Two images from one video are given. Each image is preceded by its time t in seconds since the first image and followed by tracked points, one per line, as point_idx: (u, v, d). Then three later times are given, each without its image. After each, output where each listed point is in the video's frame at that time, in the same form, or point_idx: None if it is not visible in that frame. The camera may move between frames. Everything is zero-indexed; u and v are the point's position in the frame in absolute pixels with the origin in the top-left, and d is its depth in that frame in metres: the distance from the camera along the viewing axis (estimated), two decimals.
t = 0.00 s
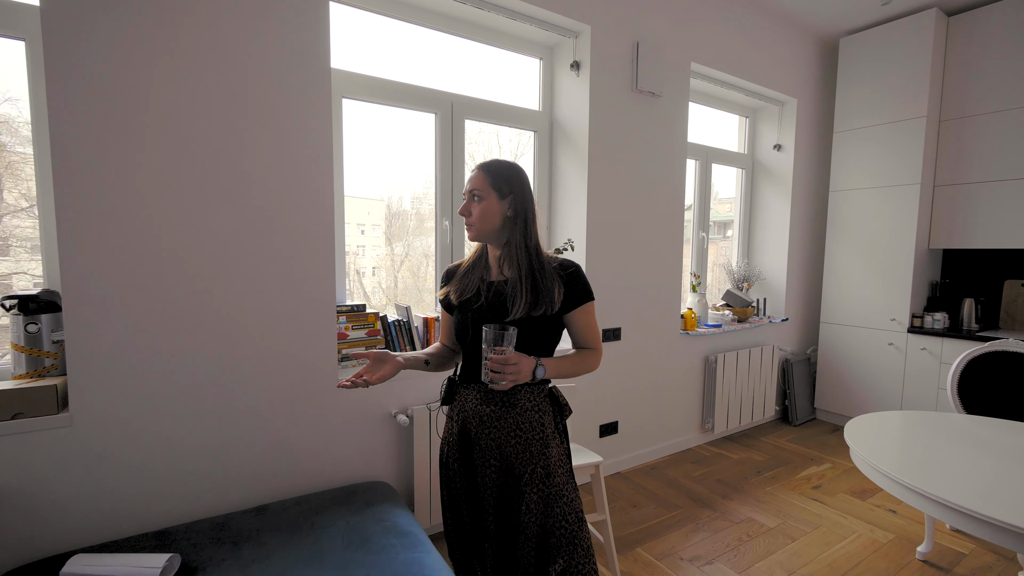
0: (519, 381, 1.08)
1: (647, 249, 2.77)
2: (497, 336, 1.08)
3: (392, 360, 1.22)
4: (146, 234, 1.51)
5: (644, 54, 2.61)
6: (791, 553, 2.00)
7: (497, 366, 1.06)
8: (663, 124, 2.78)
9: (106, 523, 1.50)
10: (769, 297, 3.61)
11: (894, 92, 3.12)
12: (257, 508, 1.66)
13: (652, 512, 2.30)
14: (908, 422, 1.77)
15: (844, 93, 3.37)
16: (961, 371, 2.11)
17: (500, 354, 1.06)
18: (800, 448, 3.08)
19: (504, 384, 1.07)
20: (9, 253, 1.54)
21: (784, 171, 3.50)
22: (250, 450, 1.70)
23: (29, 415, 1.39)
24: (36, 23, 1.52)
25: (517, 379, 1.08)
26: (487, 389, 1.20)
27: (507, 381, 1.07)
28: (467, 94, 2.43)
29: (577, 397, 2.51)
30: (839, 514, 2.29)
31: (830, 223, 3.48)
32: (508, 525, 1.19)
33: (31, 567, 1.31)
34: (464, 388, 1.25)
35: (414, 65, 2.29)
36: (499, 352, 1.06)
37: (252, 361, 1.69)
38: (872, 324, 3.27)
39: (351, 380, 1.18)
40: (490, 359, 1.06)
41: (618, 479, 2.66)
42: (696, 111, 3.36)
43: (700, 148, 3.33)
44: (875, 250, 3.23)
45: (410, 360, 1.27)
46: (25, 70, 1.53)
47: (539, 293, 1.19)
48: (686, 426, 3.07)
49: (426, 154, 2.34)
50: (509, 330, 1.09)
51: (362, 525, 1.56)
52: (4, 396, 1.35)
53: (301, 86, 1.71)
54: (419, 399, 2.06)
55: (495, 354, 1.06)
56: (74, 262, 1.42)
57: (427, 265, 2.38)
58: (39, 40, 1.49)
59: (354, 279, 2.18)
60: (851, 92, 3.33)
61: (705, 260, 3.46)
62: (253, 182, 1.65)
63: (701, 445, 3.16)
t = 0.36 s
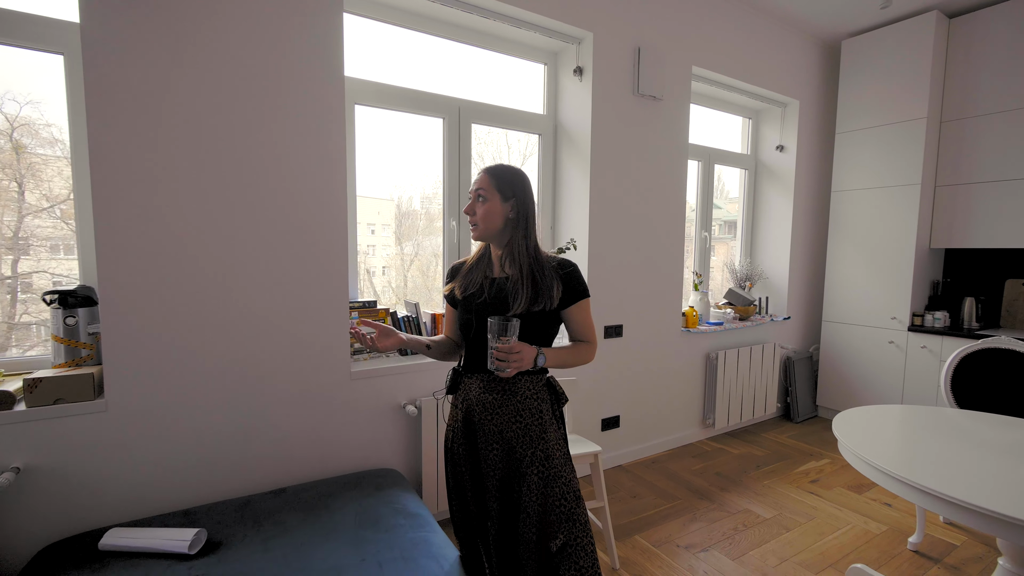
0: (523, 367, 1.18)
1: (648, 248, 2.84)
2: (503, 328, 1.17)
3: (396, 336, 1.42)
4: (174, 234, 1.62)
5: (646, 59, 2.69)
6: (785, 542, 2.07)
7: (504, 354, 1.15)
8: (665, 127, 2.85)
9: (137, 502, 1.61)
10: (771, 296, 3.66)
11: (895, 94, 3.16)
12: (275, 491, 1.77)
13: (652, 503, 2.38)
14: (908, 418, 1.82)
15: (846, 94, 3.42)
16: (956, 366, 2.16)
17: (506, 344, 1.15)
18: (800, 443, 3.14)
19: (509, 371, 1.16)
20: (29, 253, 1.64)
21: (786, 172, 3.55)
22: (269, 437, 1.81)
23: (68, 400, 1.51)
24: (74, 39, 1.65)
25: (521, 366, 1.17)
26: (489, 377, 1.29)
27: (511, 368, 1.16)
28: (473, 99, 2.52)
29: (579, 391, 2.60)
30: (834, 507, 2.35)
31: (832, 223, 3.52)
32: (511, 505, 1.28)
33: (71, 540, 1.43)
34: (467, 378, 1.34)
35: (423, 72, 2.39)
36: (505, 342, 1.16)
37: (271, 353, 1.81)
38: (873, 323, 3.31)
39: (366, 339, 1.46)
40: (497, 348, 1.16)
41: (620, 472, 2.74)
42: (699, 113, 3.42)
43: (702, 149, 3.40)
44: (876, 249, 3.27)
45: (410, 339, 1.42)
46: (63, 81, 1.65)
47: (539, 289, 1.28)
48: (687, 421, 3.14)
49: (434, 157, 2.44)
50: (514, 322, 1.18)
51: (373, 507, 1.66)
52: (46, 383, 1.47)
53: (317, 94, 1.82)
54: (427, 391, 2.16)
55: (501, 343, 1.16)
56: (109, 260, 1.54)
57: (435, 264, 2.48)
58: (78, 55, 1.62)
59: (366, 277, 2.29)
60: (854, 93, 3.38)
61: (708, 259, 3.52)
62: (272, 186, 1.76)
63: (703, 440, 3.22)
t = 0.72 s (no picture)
0: (531, 353, 1.27)
1: (652, 244, 2.90)
2: (512, 317, 1.24)
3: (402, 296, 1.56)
4: (197, 231, 1.72)
5: (649, 59, 2.74)
6: (783, 531, 2.12)
7: (515, 340, 1.23)
8: (669, 125, 2.90)
9: (163, 483, 1.72)
10: (776, 292, 3.69)
11: (901, 91, 3.17)
12: (291, 475, 1.87)
13: (654, 493, 2.44)
14: (910, 413, 1.83)
15: (852, 91, 3.43)
16: (955, 359, 2.17)
17: (517, 331, 1.23)
18: (803, 437, 3.18)
19: (519, 356, 1.25)
20: (51, 250, 1.74)
21: (792, 168, 3.57)
22: (285, 424, 1.91)
23: (101, 387, 1.62)
24: (103, 47, 1.75)
25: (529, 352, 1.26)
26: (493, 366, 1.37)
27: (521, 354, 1.25)
28: (480, 100, 2.59)
29: (583, 383, 2.67)
30: (834, 498, 2.40)
31: (837, 220, 3.54)
32: (514, 487, 1.35)
33: (105, 516, 1.54)
34: (472, 367, 1.41)
35: (432, 73, 2.47)
36: (515, 329, 1.24)
37: (287, 344, 1.90)
38: (877, 319, 3.33)
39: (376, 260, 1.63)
40: (509, 335, 1.23)
41: (623, 463, 2.81)
42: (704, 110, 3.46)
43: (707, 146, 3.43)
44: (881, 245, 3.29)
45: (440, 313, 1.47)
46: (92, 87, 1.76)
47: (540, 282, 1.36)
48: (691, 415, 3.19)
49: (442, 156, 2.52)
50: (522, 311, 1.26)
51: (384, 490, 1.75)
52: (82, 369, 1.58)
53: (330, 98, 1.91)
54: (436, 382, 2.25)
55: (512, 330, 1.24)
56: (137, 255, 1.64)
57: (444, 259, 2.56)
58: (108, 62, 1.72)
59: (377, 273, 2.38)
60: (859, 90, 3.39)
61: (713, 255, 3.56)
62: (288, 185, 1.86)
63: (706, 434, 3.27)
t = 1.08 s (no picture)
0: (538, 348, 1.34)
1: (652, 243, 2.96)
2: (519, 314, 1.31)
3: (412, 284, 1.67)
4: (214, 232, 1.81)
5: (650, 62, 2.80)
6: (777, 522, 2.19)
7: (524, 335, 1.30)
8: (669, 126, 2.95)
9: (182, 472, 1.81)
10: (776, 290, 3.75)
11: (899, 92, 3.21)
12: (303, 465, 1.96)
13: (652, 485, 2.52)
14: (899, 409, 1.90)
15: (852, 92, 3.48)
16: (947, 357, 2.23)
17: (525, 326, 1.31)
18: (801, 433, 3.24)
19: (529, 351, 1.32)
20: (60, 247, 1.82)
21: (792, 168, 3.62)
22: (298, 417, 2.00)
23: (126, 380, 1.71)
24: (124, 57, 1.84)
25: (537, 347, 1.33)
26: (495, 362, 1.44)
27: (529, 348, 1.32)
28: (484, 103, 2.66)
29: (584, 379, 2.75)
30: (828, 491, 2.47)
31: (836, 219, 3.59)
32: (515, 477, 1.43)
33: (130, 502, 1.63)
34: (475, 363, 1.49)
35: (438, 77, 2.54)
36: (524, 325, 1.31)
37: (299, 340, 1.99)
38: (875, 317, 3.38)
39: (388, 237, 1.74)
40: (518, 331, 1.31)
41: (622, 456, 2.88)
42: (705, 111, 3.51)
43: (708, 147, 3.48)
44: (879, 244, 3.34)
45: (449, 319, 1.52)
46: (113, 94, 1.85)
47: (540, 281, 1.44)
48: (691, 410, 3.26)
49: (447, 158, 2.59)
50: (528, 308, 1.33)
51: (392, 479, 1.83)
52: (107, 364, 1.67)
53: (340, 103, 1.98)
54: (441, 378, 2.33)
55: (521, 325, 1.31)
56: (159, 256, 1.73)
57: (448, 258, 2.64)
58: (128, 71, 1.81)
59: (383, 271, 2.46)
60: (859, 91, 3.43)
61: (713, 254, 3.63)
62: (300, 188, 1.94)
63: (705, 429, 3.34)
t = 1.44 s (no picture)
0: (534, 340, 1.44)
1: (648, 243, 3.06)
2: (519, 307, 1.42)
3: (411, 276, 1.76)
4: (231, 234, 1.92)
5: (646, 69, 2.90)
6: (766, 510, 2.30)
7: (522, 327, 1.41)
8: (664, 130, 3.05)
9: (201, 460, 1.92)
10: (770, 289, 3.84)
11: (889, 96, 3.30)
12: (315, 454, 2.07)
13: (647, 476, 2.62)
14: (879, 402, 2.00)
15: (844, 96, 3.57)
16: (929, 354, 2.32)
17: (524, 319, 1.41)
18: (793, 428, 3.34)
19: (526, 342, 1.42)
20: (65, 246, 1.90)
21: (785, 170, 3.72)
22: (309, 409, 2.11)
23: (148, 373, 1.82)
24: (150, 69, 1.95)
25: (533, 338, 1.43)
26: (495, 356, 1.55)
27: (526, 339, 1.42)
28: (486, 109, 2.76)
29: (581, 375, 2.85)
30: (816, 482, 2.57)
31: (828, 220, 3.69)
32: (515, 462, 1.53)
33: (154, 487, 1.74)
34: (476, 357, 1.60)
35: (441, 85, 2.64)
36: (523, 318, 1.41)
37: (310, 336, 2.09)
38: (866, 315, 3.48)
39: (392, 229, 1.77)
40: (517, 322, 1.41)
41: (619, 449, 2.99)
42: (700, 114, 3.61)
43: (703, 149, 3.58)
44: (870, 244, 3.43)
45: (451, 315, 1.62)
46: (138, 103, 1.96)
47: (538, 281, 1.54)
48: (686, 406, 3.36)
49: (450, 161, 2.70)
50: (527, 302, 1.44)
51: (399, 467, 1.94)
52: (131, 358, 1.78)
53: (349, 111, 2.09)
54: (444, 372, 2.44)
55: (520, 318, 1.41)
56: (179, 256, 1.84)
57: (451, 257, 2.75)
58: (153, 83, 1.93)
59: (388, 270, 2.57)
60: (851, 95, 3.53)
61: (708, 254, 3.72)
62: (311, 191, 2.05)
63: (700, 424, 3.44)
